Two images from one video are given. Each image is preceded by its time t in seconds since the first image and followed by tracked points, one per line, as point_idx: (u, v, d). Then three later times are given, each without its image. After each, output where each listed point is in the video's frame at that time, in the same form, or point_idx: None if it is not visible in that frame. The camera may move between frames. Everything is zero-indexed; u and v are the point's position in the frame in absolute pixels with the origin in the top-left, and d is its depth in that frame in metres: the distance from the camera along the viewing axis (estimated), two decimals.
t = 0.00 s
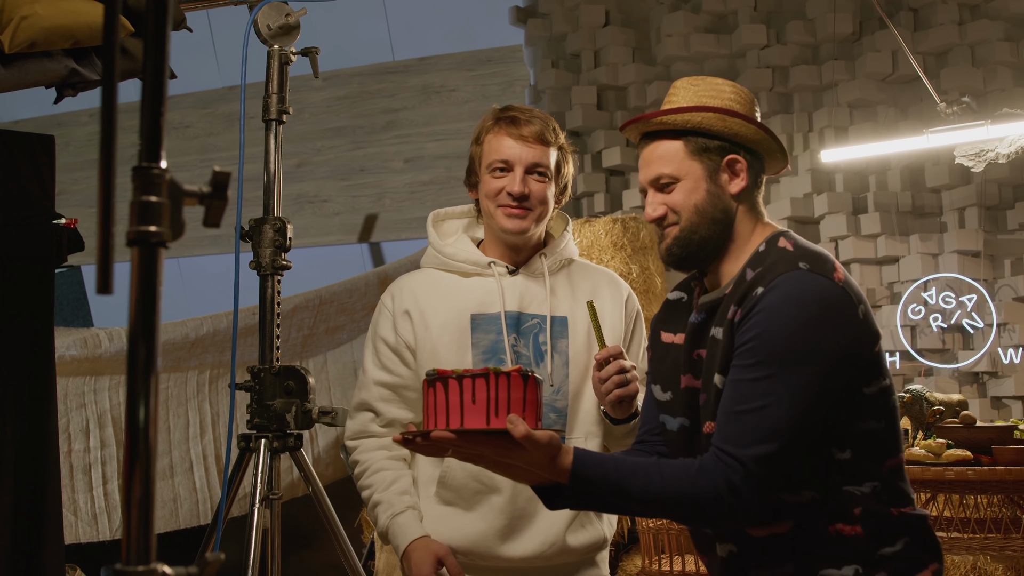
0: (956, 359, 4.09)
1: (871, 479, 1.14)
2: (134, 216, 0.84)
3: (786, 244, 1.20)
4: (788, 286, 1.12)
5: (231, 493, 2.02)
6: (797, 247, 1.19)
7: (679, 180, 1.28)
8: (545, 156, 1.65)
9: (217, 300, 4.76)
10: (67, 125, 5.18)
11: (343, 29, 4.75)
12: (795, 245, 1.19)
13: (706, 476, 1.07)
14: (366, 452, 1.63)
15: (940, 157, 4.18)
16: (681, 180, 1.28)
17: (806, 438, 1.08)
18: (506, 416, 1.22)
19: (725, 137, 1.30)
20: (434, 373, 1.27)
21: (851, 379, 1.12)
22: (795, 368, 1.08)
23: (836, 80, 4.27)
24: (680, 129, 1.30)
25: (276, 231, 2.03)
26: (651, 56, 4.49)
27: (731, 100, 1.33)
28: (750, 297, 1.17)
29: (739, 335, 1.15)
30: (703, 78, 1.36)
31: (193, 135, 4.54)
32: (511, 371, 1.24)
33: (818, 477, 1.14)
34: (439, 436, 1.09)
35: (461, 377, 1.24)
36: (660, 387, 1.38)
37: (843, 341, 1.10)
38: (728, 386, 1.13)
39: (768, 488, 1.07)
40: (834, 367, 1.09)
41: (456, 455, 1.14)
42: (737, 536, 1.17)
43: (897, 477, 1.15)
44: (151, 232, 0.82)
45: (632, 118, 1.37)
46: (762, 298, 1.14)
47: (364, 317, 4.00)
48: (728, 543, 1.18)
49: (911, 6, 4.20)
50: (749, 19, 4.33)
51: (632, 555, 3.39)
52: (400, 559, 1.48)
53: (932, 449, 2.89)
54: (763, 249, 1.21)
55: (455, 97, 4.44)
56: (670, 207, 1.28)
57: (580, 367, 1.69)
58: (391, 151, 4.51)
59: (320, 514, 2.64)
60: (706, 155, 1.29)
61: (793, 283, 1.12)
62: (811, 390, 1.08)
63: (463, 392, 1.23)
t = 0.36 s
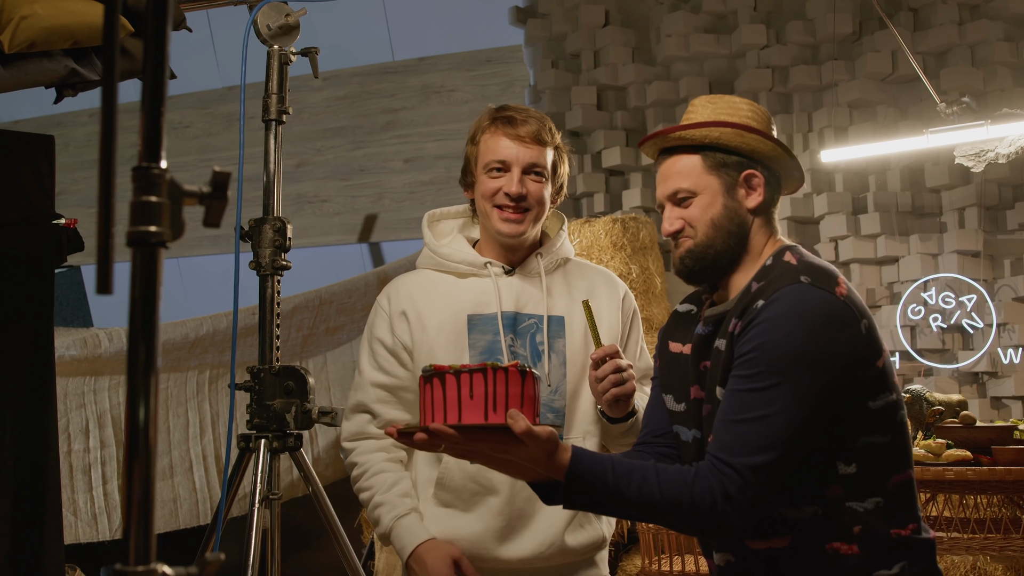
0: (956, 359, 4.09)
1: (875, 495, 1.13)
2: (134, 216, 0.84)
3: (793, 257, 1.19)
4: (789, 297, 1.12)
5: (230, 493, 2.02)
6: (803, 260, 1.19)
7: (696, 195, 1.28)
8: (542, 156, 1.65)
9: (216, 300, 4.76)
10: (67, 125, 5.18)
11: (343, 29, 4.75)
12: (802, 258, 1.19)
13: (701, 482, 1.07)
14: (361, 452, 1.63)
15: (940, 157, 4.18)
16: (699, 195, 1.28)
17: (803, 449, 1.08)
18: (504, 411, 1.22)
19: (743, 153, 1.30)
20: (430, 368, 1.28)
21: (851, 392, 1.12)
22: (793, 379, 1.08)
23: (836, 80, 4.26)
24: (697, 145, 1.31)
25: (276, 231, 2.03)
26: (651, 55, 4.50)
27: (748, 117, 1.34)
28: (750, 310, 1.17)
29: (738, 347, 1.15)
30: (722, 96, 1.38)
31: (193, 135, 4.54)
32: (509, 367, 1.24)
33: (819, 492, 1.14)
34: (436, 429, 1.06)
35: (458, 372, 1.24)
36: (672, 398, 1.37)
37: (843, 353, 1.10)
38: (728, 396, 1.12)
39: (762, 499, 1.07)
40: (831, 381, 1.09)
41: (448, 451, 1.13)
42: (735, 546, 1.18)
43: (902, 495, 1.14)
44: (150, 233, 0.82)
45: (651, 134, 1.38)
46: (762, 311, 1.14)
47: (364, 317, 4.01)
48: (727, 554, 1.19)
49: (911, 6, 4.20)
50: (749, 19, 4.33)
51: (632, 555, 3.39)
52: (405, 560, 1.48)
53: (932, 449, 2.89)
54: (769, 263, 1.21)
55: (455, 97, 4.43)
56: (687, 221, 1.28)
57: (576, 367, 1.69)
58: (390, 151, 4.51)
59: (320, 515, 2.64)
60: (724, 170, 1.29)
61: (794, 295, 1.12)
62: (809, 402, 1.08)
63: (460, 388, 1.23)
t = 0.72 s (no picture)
0: (956, 359, 4.08)
1: (852, 526, 1.11)
2: (135, 216, 0.84)
3: (755, 288, 1.19)
4: (740, 334, 1.12)
5: (230, 493, 2.02)
6: (766, 289, 1.18)
7: (673, 223, 1.28)
8: (523, 153, 1.65)
9: (216, 300, 4.76)
10: (67, 125, 5.18)
11: (343, 28, 4.75)
12: (764, 288, 1.18)
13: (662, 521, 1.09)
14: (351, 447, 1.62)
15: (940, 157, 4.18)
16: (676, 223, 1.28)
17: (760, 487, 1.08)
18: (499, 413, 1.22)
19: (723, 182, 1.30)
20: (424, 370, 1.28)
21: (810, 425, 1.11)
22: (743, 419, 1.08)
23: (836, 80, 4.26)
24: (678, 172, 1.31)
25: (276, 231, 2.03)
26: (651, 55, 4.50)
27: (732, 145, 1.34)
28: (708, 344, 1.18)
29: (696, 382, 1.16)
30: (708, 121, 1.38)
31: (194, 135, 4.54)
32: (503, 367, 1.24)
33: (794, 524, 1.14)
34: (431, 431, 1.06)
35: (452, 373, 1.24)
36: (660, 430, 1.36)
37: (795, 389, 1.09)
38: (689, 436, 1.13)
39: (721, 538, 1.08)
40: (787, 419, 1.09)
41: (438, 456, 1.13)
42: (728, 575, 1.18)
43: (882, 522, 1.12)
44: (150, 233, 0.82)
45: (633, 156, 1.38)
46: (713, 348, 1.15)
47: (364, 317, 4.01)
48: None
49: (911, 6, 4.20)
50: (749, 19, 4.34)
51: (632, 555, 3.39)
52: (411, 551, 1.48)
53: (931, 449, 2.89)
54: (736, 293, 1.21)
55: (455, 96, 4.42)
56: (662, 249, 1.28)
57: (574, 366, 1.68)
58: (390, 151, 4.50)
59: (319, 515, 2.64)
60: (703, 199, 1.29)
61: (744, 332, 1.12)
62: (764, 442, 1.08)
63: (454, 389, 1.24)
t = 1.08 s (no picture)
0: (956, 359, 4.08)
1: (855, 544, 1.14)
2: (134, 216, 0.84)
3: (770, 308, 1.20)
4: (754, 353, 1.14)
5: (230, 493, 2.02)
6: (780, 308, 1.20)
7: (689, 242, 1.29)
8: (514, 151, 1.65)
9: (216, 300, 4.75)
10: (67, 125, 5.18)
11: (343, 28, 4.70)
12: (778, 307, 1.20)
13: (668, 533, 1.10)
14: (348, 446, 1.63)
15: (940, 157, 4.18)
16: (691, 241, 1.29)
17: (767, 504, 1.10)
18: (503, 423, 1.24)
19: (738, 203, 1.32)
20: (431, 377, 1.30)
21: (819, 444, 1.14)
22: (756, 435, 1.10)
23: (836, 80, 4.26)
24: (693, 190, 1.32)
25: (276, 231, 2.03)
26: (651, 55, 4.50)
27: (747, 165, 1.36)
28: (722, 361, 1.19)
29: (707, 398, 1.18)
30: (723, 142, 1.39)
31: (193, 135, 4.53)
32: (508, 376, 1.26)
33: (797, 539, 1.15)
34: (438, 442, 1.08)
35: (457, 383, 1.26)
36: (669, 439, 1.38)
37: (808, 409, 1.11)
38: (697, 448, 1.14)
39: (726, 553, 1.09)
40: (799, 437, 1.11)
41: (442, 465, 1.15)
42: None
43: (881, 542, 1.16)
44: (150, 233, 0.82)
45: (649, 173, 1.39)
46: (727, 364, 1.17)
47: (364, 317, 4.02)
48: None
49: (911, 6, 4.20)
50: (749, 19, 4.34)
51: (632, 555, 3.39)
52: (414, 554, 1.48)
53: (932, 449, 2.89)
54: (749, 310, 1.23)
55: (455, 96, 4.42)
56: (677, 266, 1.29)
57: (574, 366, 1.68)
58: (390, 151, 4.49)
59: (320, 515, 2.65)
60: (718, 218, 1.30)
61: (760, 351, 1.14)
62: (774, 458, 1.10)
63: (459, 398, 1.25)
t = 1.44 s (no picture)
0: (956, 359, 4.08)
1: (831, 560, 1.14)
2: (134, 215, 0.84)
3: (730, 327, 1.22)
4: (710, 377, 1.15)
5: (230, 493, 2.02)
6: (742, 326, 1.21)
7: (652, 257, 1.32)
8: (530, 158, 1.65)
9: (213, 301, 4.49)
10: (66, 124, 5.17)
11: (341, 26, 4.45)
12: (738, 326, 1.21)
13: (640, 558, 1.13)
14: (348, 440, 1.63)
15: (939, 157, 4.18)
16: (655, 257, 1.32)
17: (734, 527, 1.12)
18: (487, 451, 1.22)
19: (702, 216, 1.33)
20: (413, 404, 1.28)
21: (786, 464, 1.14)
22: (715, 460, 1.12)
23: (836, 80, 4.27)
24: (658, 206, 1.35)
25: (276, 231, 2.03)
26: (651, 55, 4.50)
27: (713, 178, 1.37)
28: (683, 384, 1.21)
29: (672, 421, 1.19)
30: (694, 154, 1.41)
31: (193, 134, 4.43)
32: (491, 405, 1.24)
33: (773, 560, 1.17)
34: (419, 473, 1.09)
35: (439, 412, 1.24)
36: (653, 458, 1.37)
37: (769, 430, 1.12)
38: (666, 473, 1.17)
39: None
40: (758, 459, 1.12)
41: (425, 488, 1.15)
42: None
43: (863, 556, 1.15)
44: (150, 233, 0.83)
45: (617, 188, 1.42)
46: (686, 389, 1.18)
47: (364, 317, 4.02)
48: None
49: (911, 6, 4.19)
50: (749, 19, 4.34)
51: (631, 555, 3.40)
52: (412, 561, 1.47)
53: (931, 449, 2.89)
54: (714, 328, 1.25)
55: (455, 96, 4.24)
56: (642, 282, 1.32)
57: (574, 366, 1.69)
58: (391, 151, 4.30)
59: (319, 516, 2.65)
60: (681, 233, 1.32)
61: (715, 375, 1.15)
62: (734, 482, 1.11)
63: (442, 427, 1.23)
